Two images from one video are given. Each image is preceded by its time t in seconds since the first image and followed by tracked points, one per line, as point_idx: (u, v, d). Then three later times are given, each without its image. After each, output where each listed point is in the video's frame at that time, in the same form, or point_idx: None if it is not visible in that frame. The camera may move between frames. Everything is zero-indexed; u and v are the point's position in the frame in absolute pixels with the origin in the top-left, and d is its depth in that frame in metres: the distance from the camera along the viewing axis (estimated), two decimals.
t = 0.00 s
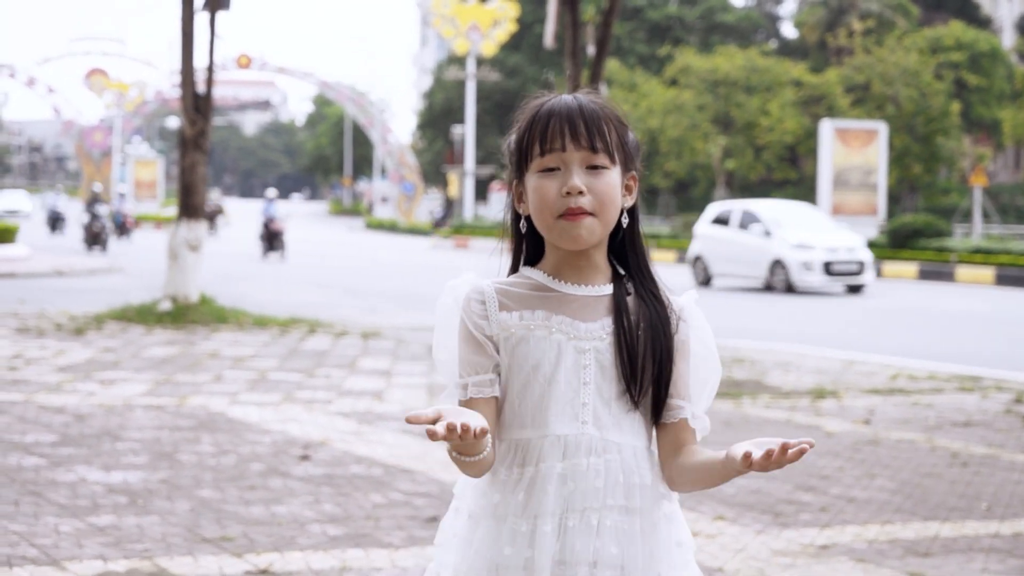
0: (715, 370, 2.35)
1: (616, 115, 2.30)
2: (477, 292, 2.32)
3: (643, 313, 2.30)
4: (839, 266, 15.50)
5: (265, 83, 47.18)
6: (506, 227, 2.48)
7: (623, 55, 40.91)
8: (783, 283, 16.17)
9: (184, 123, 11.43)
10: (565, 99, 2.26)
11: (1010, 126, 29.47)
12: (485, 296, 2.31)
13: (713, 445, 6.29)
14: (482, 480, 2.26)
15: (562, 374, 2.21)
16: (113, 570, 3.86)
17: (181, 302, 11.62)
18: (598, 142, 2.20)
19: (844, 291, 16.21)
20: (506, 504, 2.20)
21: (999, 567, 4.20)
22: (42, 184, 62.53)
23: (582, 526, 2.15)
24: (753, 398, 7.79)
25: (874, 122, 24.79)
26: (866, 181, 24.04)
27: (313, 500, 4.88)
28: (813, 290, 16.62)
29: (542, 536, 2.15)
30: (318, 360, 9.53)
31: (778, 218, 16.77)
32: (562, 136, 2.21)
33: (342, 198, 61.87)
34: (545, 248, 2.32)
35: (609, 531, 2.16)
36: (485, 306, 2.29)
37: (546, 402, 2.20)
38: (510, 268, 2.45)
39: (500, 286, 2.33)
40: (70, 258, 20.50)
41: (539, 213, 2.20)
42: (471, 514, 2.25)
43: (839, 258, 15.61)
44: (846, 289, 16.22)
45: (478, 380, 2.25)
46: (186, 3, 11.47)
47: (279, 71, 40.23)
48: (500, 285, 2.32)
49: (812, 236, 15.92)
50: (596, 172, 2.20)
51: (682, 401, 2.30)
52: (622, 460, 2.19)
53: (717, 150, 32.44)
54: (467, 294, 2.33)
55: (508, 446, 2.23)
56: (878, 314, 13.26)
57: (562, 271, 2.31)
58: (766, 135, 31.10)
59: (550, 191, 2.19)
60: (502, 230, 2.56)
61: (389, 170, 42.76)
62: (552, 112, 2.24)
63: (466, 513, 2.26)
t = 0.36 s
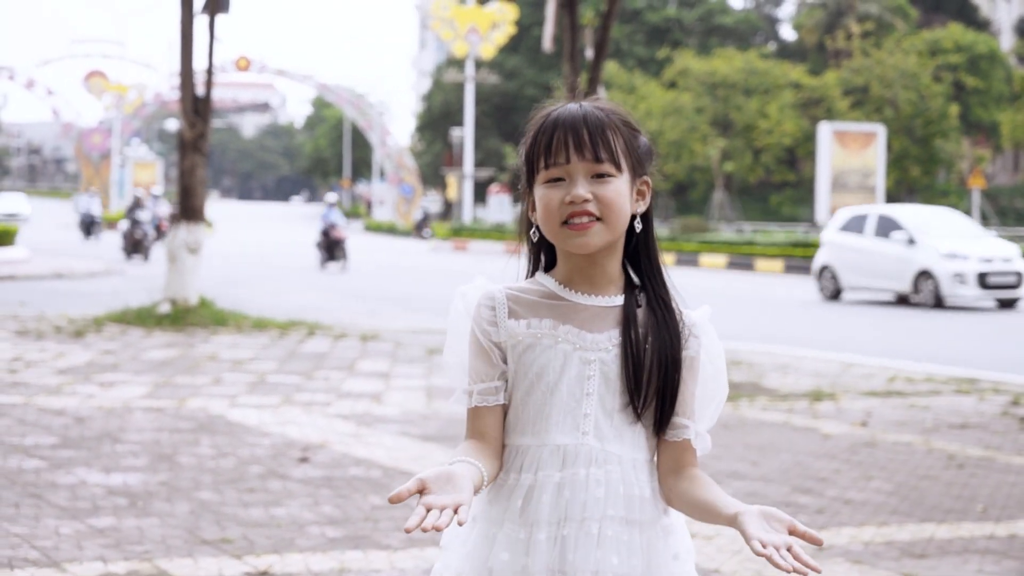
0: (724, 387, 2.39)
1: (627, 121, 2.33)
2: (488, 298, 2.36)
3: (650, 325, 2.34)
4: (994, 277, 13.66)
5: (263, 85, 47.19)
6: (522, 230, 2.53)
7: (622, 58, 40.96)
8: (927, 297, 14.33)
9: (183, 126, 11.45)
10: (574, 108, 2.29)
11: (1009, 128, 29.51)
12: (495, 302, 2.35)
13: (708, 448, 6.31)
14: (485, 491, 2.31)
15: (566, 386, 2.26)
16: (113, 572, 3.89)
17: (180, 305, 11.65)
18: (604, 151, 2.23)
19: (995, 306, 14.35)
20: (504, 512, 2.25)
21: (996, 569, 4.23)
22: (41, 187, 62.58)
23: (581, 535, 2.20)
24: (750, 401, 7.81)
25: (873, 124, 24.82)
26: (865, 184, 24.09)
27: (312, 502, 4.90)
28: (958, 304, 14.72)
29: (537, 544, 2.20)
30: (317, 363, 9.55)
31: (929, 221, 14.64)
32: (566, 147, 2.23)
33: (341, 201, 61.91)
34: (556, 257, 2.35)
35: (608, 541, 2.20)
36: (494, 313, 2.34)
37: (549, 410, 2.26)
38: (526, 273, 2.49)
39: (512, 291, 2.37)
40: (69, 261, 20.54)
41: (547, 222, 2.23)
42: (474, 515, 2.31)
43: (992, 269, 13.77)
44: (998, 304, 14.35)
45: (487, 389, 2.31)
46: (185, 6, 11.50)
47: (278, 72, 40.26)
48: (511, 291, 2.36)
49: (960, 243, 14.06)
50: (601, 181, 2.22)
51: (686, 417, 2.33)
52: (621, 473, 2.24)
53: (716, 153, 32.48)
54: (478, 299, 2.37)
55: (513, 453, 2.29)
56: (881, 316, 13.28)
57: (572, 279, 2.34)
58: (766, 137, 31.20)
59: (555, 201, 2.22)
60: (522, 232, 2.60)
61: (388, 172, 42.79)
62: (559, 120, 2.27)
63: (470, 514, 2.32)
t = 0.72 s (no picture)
0: (712, 398, 2.37)
1: (620, 134, 2.31)
2: (479, 312, 2.33)
3: (642, 340, 2.31)
4: None
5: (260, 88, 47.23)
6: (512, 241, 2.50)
7: (619, 60, 41.04)
8: None
9: (180, 129, 11.46)
10: (567, 119, 2.26)
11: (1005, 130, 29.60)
12: (486, 317, 2.32)
13: (705, 450, 6.33)
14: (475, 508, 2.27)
15: (557, 399, 2.23)
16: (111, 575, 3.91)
17: (177, 307, 11.70)
18: (594, 163, 2.21)
19: None
20: (494, 530, 2.22)
21: (990, 571, 4.26)
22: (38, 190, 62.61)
23: (571, 552, 2.17)
24: (746, 403, 7.85)
25: (870, 126, 24.86)
26: (862, 186, 24.14)
27: (309, 506, 4.92)
28: None
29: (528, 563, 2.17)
30: (314, 366, 9.56)
31: None
32: (556, 158, 2.21)
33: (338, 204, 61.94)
34: (548, 270, 2.32)
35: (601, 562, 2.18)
36: (484, 327, 2.31)
37: (538, 425, 2.22)
38: (517, 283, 2.46)
39: (501, 305, 2.34)
40: (66, 264, 20.60)
41: (537, 235, 2.21)
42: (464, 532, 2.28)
43: None
44: None
45: (479, 402, 2.27)
46: (182, 8, 11.53)
47: (275, 75, 40.27)
48: (500, 305, 2.34)
49: None
50: (591, 195, 2.20)
51: (676, 431, 2.31)
52: (610, 491, 2.21)
53: (713, 155, 32.54)
54: (468, 312, 2.35)
55: (502, 468, 2.26)
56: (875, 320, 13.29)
57: (564, 294, 2.31)
58: (763, 139, 31.33)
59: (546, 215, 2.19)
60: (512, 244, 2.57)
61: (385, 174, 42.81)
62: (549, 131, 2.25)
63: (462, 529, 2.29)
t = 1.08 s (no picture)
0: (708, 396, 2.24)
1: (610, 139, 2.24)
2: (459, 321, 2.21)
3: (626, 341, 2.20)
4: None
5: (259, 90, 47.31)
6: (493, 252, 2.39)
7: (618, 60, 41.09)
8: None
9: (179, 131, 11.44)
10: (563, 118, 2.20)
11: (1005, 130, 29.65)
12: (468, 324, 2.19)
13: (702, 450, 6.35)
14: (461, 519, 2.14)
15: (544, 403, 2.12)
16: None
17: (177, 308, 11.73)
18: (590, 158, 2.14)
19: None
20: (487, 542, 2.11)
21: (986, 571, 4.27)
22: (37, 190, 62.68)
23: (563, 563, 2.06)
24: (744, 404, 7.86)
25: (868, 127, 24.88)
26: (860, 187, 24.17)
27: (308, 505, 4.94)
28: None
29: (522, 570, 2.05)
30: (313, 366, 9.59)
31: None
32: (553, 146, 2.14)
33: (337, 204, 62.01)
34: (528, 272, 2.21)
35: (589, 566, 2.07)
36: (466, 334, 2.18)
37: (526, 433, 2.11)
38: (495, 294, 2.36)
39: (483, 312, 2.22)
40: (67, 265, 20.65)
41: (525, 228, 2.12)
42: (450, 542, 2.17)
43: None
44: None
45: (457, 411, 2.16)
46: (181, 9, 11.54)
47: (274, 75, 40.31)
48: (482, 313, 2.21)
49: None
50: (584, 186, 2.13)
51: (670, 435, 2.20)
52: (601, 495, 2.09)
53: (712, 156, 32.54)
54: (445, 319, 2.22)
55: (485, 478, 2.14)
56: (869, 320, 13.27)
57: (544, 297, 2.20)
58: (762, 140, 31.38)
59: (536, 201, 2.11)
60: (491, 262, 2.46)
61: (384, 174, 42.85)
62: (548, 127, 2.17)
63: (446, 539, 2.18)
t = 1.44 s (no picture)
0: (694, 390, 2.15)
1: (598, 135, 2.16)
2: (435, 319, 2.13)
3: (606, 335, 2.12)
4: None
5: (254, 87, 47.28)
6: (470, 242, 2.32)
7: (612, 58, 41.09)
8: None
9: (173, 128, 11.44)
10: (557, 114, 2.11)
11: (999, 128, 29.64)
12: (444, 321, 2.12)
13: (697, 448, 6.37)
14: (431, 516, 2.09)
15: (523, 400, 2.04)
16: (109, 572, 3.94)
17: (171, 305, 11.73)
18: (583, 167, 2.06)
19: None
20: (461, 546, 2.06)
21: (979, 568, 4.29)
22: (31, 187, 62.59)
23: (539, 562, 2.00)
24: (738, 401, 7.88)
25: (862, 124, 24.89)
26: (853, 185, 24.19)
27: (304, 502, 4.95)
28: None
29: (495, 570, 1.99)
30: (308, 363, 9.61)
31: None
32: (549, 155, 2.05)
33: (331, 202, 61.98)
34: (506, 266, 2.13)
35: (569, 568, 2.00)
36: (443, 332, 2.11)
37: (504, 428, 2.04)
38: (473, 287, 2.29)
39: (459, 310, 2.14)
40: (61, 262, 20.66)
41: (507, 232, 2.05)
42: (427, 543, 2.10)
43: None
44: None
45: (426, 412, 2.09)
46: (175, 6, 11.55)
47: (269, 73, 40.29)
48: (459, 311, 2.13)
49: None
50: (574, 200, 2.06)
51: (653, 425, 2.11)
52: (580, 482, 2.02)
53: (706, 154, 32.44)
54: (419, 320, 2.14)
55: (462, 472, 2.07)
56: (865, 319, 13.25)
57: (522, 294, 2.12)
58: (755, 138, 31.33)
59: (523, 209, 2.04)
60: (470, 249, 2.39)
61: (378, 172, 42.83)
62: (541, 125, 2.09)
63: (422, 540, 2.11)
